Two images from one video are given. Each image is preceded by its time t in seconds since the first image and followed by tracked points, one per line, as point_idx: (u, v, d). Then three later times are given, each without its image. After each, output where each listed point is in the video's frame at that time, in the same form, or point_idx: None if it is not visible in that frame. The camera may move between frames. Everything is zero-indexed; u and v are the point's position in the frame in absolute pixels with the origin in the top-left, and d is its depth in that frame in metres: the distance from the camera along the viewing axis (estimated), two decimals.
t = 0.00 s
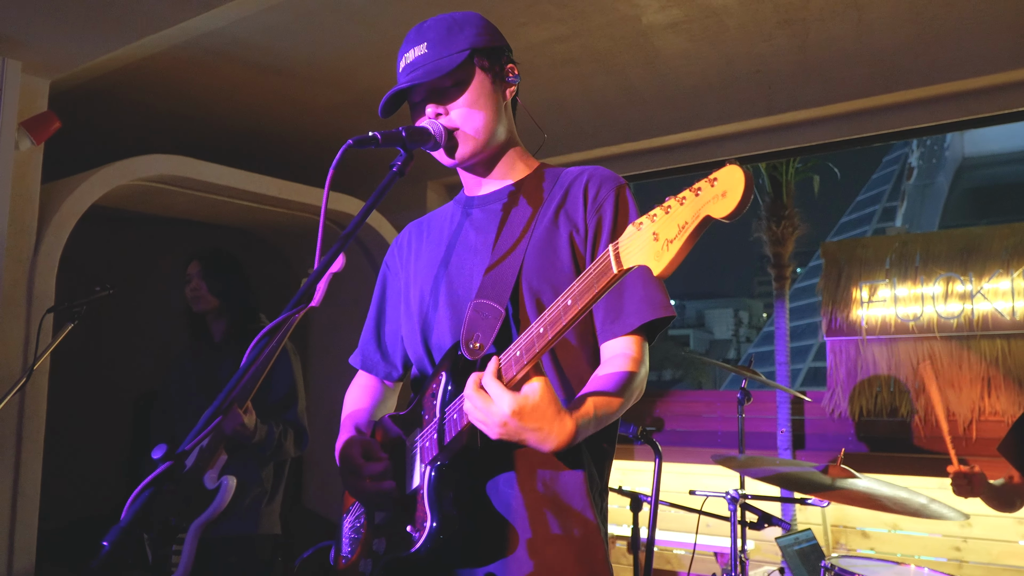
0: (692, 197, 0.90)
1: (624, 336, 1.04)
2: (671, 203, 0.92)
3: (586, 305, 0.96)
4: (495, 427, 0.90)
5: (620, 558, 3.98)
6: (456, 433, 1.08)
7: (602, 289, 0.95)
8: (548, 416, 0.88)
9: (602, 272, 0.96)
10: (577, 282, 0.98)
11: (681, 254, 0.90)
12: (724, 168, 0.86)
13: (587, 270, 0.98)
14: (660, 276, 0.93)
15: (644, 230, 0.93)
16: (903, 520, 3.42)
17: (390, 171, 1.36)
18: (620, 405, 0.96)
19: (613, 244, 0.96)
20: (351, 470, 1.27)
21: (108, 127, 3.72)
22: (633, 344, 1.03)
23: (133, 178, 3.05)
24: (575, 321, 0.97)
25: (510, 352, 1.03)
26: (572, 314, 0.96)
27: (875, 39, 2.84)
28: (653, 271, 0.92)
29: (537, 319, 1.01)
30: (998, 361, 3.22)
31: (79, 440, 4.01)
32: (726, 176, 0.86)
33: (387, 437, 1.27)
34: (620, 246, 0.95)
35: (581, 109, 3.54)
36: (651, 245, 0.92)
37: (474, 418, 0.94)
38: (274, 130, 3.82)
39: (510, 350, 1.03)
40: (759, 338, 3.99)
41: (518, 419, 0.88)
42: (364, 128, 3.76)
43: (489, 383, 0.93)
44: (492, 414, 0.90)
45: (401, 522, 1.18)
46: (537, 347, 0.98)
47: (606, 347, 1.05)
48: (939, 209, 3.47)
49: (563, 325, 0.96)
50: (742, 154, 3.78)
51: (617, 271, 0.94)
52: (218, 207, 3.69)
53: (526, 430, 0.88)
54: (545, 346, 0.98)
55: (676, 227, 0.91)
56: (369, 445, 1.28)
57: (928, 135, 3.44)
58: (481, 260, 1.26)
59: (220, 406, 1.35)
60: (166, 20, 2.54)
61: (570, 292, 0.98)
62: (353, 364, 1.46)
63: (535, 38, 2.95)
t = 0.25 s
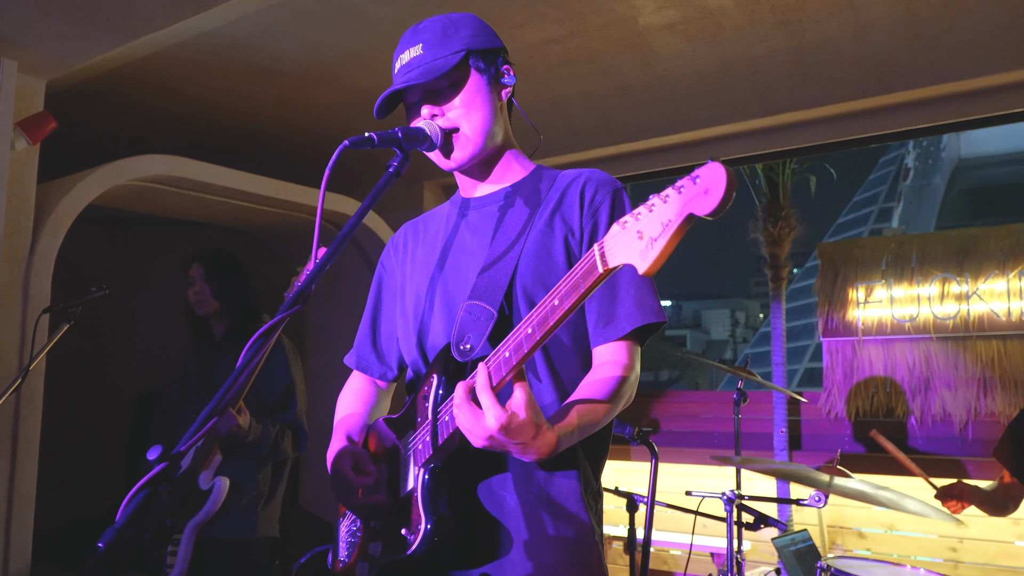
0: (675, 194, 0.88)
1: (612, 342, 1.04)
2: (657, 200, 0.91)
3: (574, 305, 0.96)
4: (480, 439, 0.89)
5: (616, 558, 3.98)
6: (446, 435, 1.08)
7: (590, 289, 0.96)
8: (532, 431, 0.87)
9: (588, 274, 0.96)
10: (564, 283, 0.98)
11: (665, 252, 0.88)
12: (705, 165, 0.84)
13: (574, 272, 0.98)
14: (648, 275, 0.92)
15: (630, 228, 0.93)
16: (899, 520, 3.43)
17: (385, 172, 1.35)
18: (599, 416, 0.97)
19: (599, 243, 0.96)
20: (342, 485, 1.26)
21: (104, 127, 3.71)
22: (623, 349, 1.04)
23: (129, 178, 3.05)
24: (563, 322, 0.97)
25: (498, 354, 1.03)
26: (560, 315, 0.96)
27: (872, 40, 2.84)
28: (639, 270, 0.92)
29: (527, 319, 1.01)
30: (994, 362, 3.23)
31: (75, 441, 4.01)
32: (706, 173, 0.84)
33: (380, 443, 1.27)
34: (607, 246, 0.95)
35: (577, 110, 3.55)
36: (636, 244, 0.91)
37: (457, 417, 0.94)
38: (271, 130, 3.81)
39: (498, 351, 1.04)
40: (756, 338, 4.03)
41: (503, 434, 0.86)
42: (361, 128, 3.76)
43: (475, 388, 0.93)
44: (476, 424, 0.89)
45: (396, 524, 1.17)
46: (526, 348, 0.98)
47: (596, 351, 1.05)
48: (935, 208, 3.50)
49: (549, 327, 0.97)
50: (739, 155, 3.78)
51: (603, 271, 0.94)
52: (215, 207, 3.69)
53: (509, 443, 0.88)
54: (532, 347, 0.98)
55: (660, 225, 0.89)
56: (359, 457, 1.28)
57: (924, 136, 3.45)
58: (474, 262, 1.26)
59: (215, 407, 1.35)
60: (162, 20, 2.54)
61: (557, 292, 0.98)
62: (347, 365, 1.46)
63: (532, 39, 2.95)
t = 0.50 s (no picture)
0: (661, 189, 0.88)
1: (612, 343, 1.04)
2: (644, 195, 0.91)
3: (563, 301, 0.96)
4: (476, 436, 0.88)
5: (614, 559, 3.98)
6: (439, 435, 1.08)
7: (579, 285, 0.95)
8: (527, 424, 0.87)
9: (577, 270, 0.96)
10: (553, 279, 0.98)
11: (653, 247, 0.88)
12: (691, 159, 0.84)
13: (562, 269, 0.98)
14: (636, 270, 0.92)
15: (618, 224, 0.93)
16: (897, 520, 3.44)
17: (382, 172, 1.35)
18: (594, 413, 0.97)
19: (586, 239, 0.96)
20: (340, 483, 1.26)
21: (101, 127, 3.71)
22: (623, 350, 1.04)
23: (126, 178, 3.04)
24: (553, 318, 0.98)
25: (490, 352, 1.03)
26: (550, 311, 0.96)
27: (869, 41, 2.84)
28: (628, 266, 0.92)
29: (517, 317, 1.01)
30: (991, 362, 3.23)
31: (72, 442, 4.01)
32: (692, 167, 0.83)
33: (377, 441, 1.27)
34: (593, 243, 0.94)
35: (575, 111, 3.55)
36: (623, 239, 0.91)
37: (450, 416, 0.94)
38: (268, 131, 3.81)
39: (489, 349, 1.04)
40: (753, 338, 4.01)
41: (499, 429, 0.86)
42: (358, 129, 3.75)
43: (469, 384, 0.92)
44: (471, 421, 0.89)
45: (392, 524, 1.17)
46: (517, 345, 0.99)
47: (595, 352, 1.06)
48: (931, 211, 3.48)
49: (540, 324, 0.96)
50: (737, 156, 3.78)
51: (590, 267, 0.94)
52: (212, 207, 3.68)
53: (506, 438, 0.88)
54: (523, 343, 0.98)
55: (647, 221, 0.89)
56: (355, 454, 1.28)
57: (922, 137, 3.44)
58: (471, 262, 1.26)
59: (210, 407, 1.34)
60: (159, 20, 2.54)
61: (547, 289, 0.98)
62: (344, 363, 1.46)
63: (529, 39, 2.95)
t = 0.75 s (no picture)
0: (642, 182, 0.90)
1: (602, 342, 1.04)
2: (625, 188, 0.93)
3: (548, 296, 0.96)
4: (464, 431, 0.88)
5: (605, 558, 3.99)
6: (427, 433, 1.07)
7: (563, 279, 0.96)
8: (515, 417, 0.87)
9: (560, 265, 0.96)
10: (536, 275, 0.98)
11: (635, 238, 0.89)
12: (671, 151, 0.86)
13: (545, 264, 0.98)
14: (618, 263, 0.93)
15: (599, 218, 0.94)
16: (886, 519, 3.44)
17: (372, 171, 1.35)
18: (585, 411, 0.96)
19: (568, 233, 0.96)
20: (330, 484, 1.27)
21: (91, 125, 3.70)
22: (613, 349, 1.04)
23: (116, 177, 3.02)
24: (538, 314, 0.97)
25: (476, 348, 1.02)
26: (534, 306, 0.96)
27: (859, 41, 2.85)
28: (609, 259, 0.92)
29: (503, 313, 1.01)
30: (980, 362, 3.25)
31: (61, 441, 3.99)
32: (671, 158, 0.85)
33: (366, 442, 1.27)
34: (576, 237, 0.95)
35: (566, 111, 3.55)
36: (604, 232, 0.92)
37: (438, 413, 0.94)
38: (258, 129, 3.80)
39: (474, 347, 1.03)
40: (744, 338, 4.03)
41: (488, 423, 0.87)
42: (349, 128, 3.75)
43: (457, 380, 0.92)
44: (459, 416, 0.89)
45: (383, 523, 1.17)
46: (503, 341, 0.98)
47: (584, 351, 1.06)
48: (923, 209, 3.50)
49: (525, 318, 0.96)
50: (727, 155, 3.78)
51: (573, 261, 0.94)
52: (203, 206, 3.68)
53: (494, 433, 0.88)
54: (510, 339, 0.98)
55: (629, 214, 0.91)
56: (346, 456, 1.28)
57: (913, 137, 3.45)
58: (461, 261, 1.26)
59: (199, 406, 1.34)
60: (150, 18, 2.53)
61: (532, 284, 0.98)
62: (335, 363, 1.46)
63: (520, 38, 2.96)
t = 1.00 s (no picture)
0: (631, 174, 0.89)
1: (591, 342, 1.04)
2: (613, 181, 0.92)
3: (537, 292, 0.96)
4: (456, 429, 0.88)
5: (593, 557, 4.00)
6: (417, 434, 1.08)
7: (552, 275, 0.96)
8: (508, 416, 0.87)
9: (550, 260, 0.96)
10: (526, 272, 0.98)
11: (624, 231, 0.89)
12: (659, 142, 0.86)
13: (535, 260, 0.98)
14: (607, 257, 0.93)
15: (588, 212, 0.93)
16: (872, 519, 3.46)
17: (358, 171, 1.35)
18: (578, 409, 0.96)
19: (557, 229, 0.96)
20: (316, 507, 1.29)
21: (76, 124, 3.67)
22: (601, 349, 1.04)
23: (102, 176, 3.02)
24: (527, 310, 0.98)
25: (467, 347, 1.03)
26: (524, 302, 0.96)
27: (846, 42, 2.86)
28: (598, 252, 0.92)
29: (492, 311, 1.01)
30: (965, 361, 3.27)
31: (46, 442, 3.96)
32: (660, 149, 0.85)
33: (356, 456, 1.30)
34: (565, 232, 0.95)
35: (554, 110, 3.55)
36: (593, 226, 0.92)
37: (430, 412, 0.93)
38: (245, 128, 3.78)
39: (465, 346, 1.04)
40: (732, 338, 4.03)
41: (481, 421, 0.86)
42: (336, 127, 3.74)
43: (448, 377, 0.92)
44: (451, 413, 0.88)
45: (373, 527, 1.17)
46: (495, 337, 0.98)
47: (573, 351, 1.06)
48: (909, 209, 3.51)
49: (515, 314, 0.97)
50: (715, 155, 3.79)
51: (563, 256, 0.94)
52: (189, 206, 3.66)
53: (486, 431, 0.87)
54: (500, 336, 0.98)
55: (617, 206, 0.90)
56: (332, 479, 1.30)
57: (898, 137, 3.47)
58: (449, 262, 1.26)
59: (183, 406, 1.33)
60: (135, 16, 2.51)
61: (521, 280, 0.98)
62: (322, 367, 1.45)
63: (509, 38, 2.95)
